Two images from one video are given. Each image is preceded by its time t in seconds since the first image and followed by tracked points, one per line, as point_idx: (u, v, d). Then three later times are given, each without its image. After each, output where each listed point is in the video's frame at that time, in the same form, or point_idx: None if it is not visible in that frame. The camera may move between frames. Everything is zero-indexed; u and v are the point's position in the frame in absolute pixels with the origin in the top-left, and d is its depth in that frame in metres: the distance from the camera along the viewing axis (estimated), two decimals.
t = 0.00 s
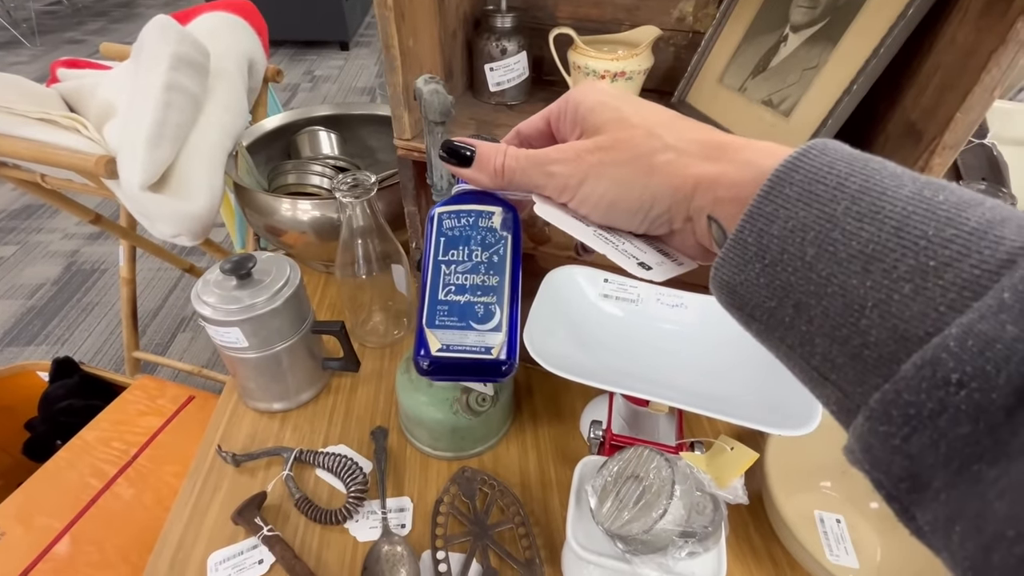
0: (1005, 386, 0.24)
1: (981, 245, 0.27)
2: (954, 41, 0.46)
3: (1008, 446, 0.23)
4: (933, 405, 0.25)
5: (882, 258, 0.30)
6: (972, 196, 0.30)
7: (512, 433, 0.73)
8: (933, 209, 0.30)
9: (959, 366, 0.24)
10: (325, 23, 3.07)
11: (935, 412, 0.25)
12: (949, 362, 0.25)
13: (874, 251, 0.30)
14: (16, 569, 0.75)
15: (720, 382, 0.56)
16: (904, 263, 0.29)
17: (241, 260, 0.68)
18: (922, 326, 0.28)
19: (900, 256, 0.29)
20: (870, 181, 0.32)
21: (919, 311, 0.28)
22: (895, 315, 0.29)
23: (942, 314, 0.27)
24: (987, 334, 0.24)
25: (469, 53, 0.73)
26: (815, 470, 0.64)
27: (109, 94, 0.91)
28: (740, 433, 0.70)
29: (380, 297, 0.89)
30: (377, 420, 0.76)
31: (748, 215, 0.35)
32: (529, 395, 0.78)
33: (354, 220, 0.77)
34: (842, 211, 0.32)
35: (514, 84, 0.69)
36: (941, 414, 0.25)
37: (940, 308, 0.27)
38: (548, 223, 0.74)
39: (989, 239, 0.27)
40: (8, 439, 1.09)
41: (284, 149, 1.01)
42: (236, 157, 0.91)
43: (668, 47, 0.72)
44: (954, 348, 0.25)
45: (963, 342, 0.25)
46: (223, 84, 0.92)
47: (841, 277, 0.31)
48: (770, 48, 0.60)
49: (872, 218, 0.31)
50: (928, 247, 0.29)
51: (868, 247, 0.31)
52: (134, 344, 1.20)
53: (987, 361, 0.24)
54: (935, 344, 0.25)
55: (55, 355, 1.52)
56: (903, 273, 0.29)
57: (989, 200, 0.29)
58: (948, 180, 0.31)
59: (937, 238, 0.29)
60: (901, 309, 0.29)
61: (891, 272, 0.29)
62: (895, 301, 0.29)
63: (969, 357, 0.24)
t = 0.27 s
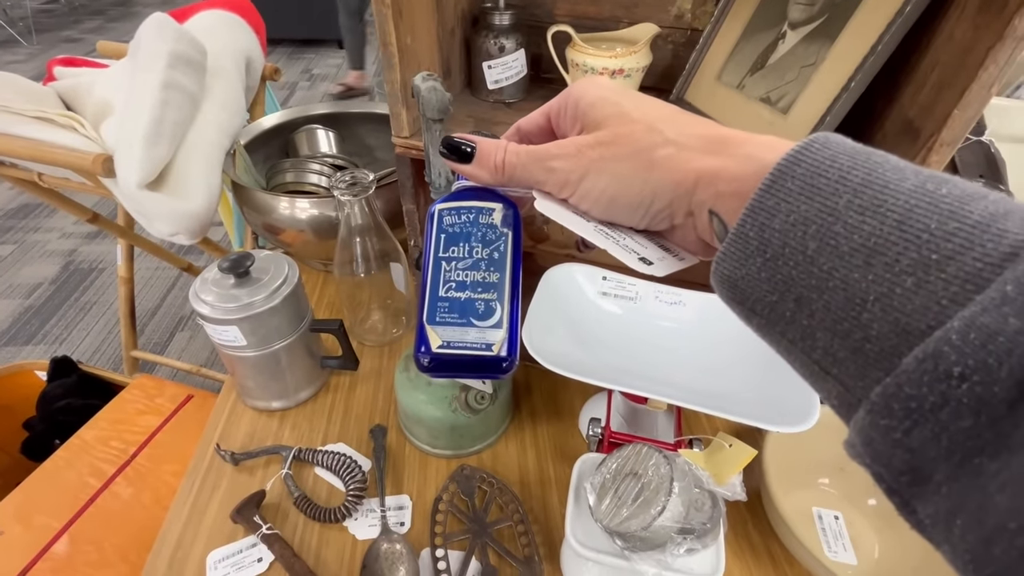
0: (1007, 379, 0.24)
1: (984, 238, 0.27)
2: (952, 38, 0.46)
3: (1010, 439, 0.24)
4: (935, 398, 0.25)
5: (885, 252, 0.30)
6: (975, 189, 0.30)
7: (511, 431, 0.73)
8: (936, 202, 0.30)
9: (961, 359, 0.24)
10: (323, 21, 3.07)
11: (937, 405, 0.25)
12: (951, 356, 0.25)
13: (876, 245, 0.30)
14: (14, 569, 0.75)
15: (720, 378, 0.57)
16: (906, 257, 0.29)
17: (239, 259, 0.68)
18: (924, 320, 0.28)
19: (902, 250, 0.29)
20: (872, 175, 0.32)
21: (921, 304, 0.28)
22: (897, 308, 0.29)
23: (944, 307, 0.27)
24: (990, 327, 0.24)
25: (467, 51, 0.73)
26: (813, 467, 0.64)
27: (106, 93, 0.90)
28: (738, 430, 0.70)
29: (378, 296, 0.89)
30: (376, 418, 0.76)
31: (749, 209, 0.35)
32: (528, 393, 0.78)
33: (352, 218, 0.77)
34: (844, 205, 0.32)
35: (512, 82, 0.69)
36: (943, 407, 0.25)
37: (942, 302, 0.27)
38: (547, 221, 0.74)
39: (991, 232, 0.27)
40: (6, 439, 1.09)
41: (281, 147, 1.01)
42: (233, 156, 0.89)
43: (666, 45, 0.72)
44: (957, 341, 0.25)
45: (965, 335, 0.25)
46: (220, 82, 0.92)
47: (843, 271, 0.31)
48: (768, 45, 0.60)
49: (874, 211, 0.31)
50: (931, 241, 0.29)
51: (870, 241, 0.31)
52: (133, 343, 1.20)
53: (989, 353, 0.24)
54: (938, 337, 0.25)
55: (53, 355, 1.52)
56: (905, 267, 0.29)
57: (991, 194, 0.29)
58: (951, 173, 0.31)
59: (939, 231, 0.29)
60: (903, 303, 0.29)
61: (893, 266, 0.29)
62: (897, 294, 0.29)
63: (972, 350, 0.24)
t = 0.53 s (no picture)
0: (1012, 375, 0.24)
1: (989, 235, 0.27)
2: (950, 35, 0.46)
3: (1014, 435, 0.24)
4: (939, 395, 0.25)
5: (889, 249, 0.30)
6: (979, 186, 0.30)
7: (509, 429, 0.73)
8: (941, 199, 0.30)
9: (966, 355, 0.24)
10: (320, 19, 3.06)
11: (941, 402, 0.25)
12: (956, 352, 0.25)
13: (880, 242, 0.30)
14: (11, 568, 0.74)
15: (720, 375, 0.56)
16: (911, 254, 0.29)
17: (236, 256, 0.67)
18: (928, 316, 0.28)
19: (906, 247, 0.29)
20: (876, 172, 0.32)
21: (925, 301, 0.28)
22: (901, 305, 0.29)
23: (948, 304, 0.27)
24: (995, 323, 0.24)
25: (465, 48, 0.73)
26: (811, 464, 0.64)
27: (102, 90, 0.90)
28: (736, 427, 0.70)
29: (376, 294, 0.89)
30: (374, 416, 0.76)
31: (752, 206, 0.35)
32: (527, 391, 0.78)
33: (350, 216, 0.77)
34: (848, 202, 0.32)
35: (510, 79, 0.69)
36: (947, 403, 0.25)
37: (946, 298, 0.27)
38: (545, 219, 0.74)
39: (996, 229, 0.27)
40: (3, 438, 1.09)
41: (279, 145, 1.00)
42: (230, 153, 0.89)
43: (665, 42, 0.72)
44: (961, 338, 0.25)
45: (969, 331, 0.25)
46: (217, 79, 0.92)
47: (846, 268, 0.31)
48: (766, 42, 0.59)
49: (878, 208, 0.31)
50: (935, 237, 0.29)
51: (874, 238, 0.31)
52: (130, 342, 1.20)
53: (994, 350, 0.24)
54: (941, 334, 0.25)
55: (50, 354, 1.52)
56: (909, 264, 0.29)
57: (995, 190, 0.29)
58: (955, 170, 0.31)
59: (944, 228, 0.29)
60: (907, 299, 0.29)
61: (897, 262, 0.29)
62: (901, 291, 0.29)
63: (976, 346, 0.24)
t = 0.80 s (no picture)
0: (1006, 372, 0.24)
1: (983, 234, 0.27)
2: (947, 35, 0.46)
3: (1009, 432, 0.24)
4: (934, 392, 0.25)
5: (884, 248, 0.30)
6: (973, 185, 0.30)
7: (507, 428, 0.73)
8: (935, 199, 0.30)
9: (960, 353, 0.24)
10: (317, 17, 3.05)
11: (936, 399, 0.25)
12: (950, 350, 0.25)
13: (876, 241, 0.30)
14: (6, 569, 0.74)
15: (717, 374, 0.56)
16: (906, 253, 0.29)
17: (232, 255, 0.67)
18: (923, 315, 0.28)
19: (902, 246, 0.29)
20: (871, 172, 0.32)
21: (920, 300, 0.28)
22: (897, 304, 0.29)
23: (943, 302, 0.27)
24: (988, 321, 0.24)
25: (462, 46, 0.73)
26: (809, 462, 0.64)
27: (97, 88, 0.89)
28: (734, 426, 0.71)
29: (373, 293, 0.88)
30: (372, 415, 0.75)
31: (750, 206, 0.35)
32: (524, 390, 0.78)
33: (347, 215, 0.76)
34: (844, 202, 0.32)
35: (508, 77, 0.69)
36: (942, 401, 0.25)
37: (941, 297, 0.27)
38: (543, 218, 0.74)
39: (990, 228, 0.27)
40: None
41: (276, 144, 1.00)
42: (227, 152, 0.89)
43: (663, 41, 0.72)
44: (955, 335, 0.25)
45: (963, 329, 0.25)
46: (213, 77, 0.91)
47: (843, 267, 0.31)
48: (764, 41, 0.59)
49: (874, 208, 0.31)
50: (930, 236, 0.29)
51: (870, 237, 0.31)
52: (126, 341, 1.19)
53: (988, 347, 0.24)
54: (936, 331, 0.25)
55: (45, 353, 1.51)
56: (905, 263, 0.29)
57: (989, 189, 0.29)
58: (950, 170, 0.31)
59: (938, 227, 0.29)
60: (903, 298, 0.29)
61: (892, 261, 0.29)
62: (897, 290, 0.29)
63: (971, 344, 0.24)
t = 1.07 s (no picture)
0: (1002, 370, 0.24)
1: (979, 233, 0.28)
2: (943, 34, 0.46)
3: (1005, 430, 0.24)
4: (930, 390, 0.25)
5: (881, 247, 0.30)
6: (970, 186, 0.30)
7: (504, 427, 0.73)
8: (932, 199, 0.30)
9: (956, 352, 0.24)
10: (313, 15, 3.03)
11: (933, 397, 0.25)
12: (946, 348, 0.25)
13: (873, 240, 0.30)
14: None
15: (713, 372, 0.57)
16: (903, 252, 0.29)
17: (228, 253, 0.67)
18: (920, 313, 0.28)
19: (899, 245, 0.29)
20: (869, 172, 0.32)
21: (917, 299, 0.28)
22: (894, 303, 0.29)
23: (939, 301, 0.27)
24: (983, 319, 0.24)
25: (459, 44, 0.72)
26: (804, 461, 0.64)
27: (90, 85, 0.88)
28: (730, 424, 0.71)
29: (370, 292, 0.88)
30: (368, 415, 0.75)
31: (748, 206, 0.35)
32: (521, 389, 0.78)
33: (343, 214, 0.76)
34: (842, 201, 0.32)
35: (504, 76, 0.69)
36: (938, 399, 0.25)
37: (938, 296, 0.27)
38: (540, 217, 0.74)
39: (986, 228, 0.28)
40: None
41: (271, 142, 1.00)
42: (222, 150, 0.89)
43: (660, 40, 0.72)
44: (952, 334, 0.25)
45: (960, 327, 0.25)
46: (208, 75, 0.91)
47: (840, 267, 0.31)
48: (761, 40, 0.60)
49: (871, 208, 0.31)
50: (926, 236, 0.29)
51: (867, 237, 0.31)
52: (120, 341, 1.18)
53: (984, 346, 0.24)
54: (933, 330, 0.25)
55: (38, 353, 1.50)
56: (902, 262, 0.29)
57: (985, 190, 0.30)
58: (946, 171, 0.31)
59: (935, 227, 0.29)
60: (900, 297, 0.29)
61: (890, 261, 0.29)
62: (894, 289, 0.29)
63: (967, 342, 0.24)
